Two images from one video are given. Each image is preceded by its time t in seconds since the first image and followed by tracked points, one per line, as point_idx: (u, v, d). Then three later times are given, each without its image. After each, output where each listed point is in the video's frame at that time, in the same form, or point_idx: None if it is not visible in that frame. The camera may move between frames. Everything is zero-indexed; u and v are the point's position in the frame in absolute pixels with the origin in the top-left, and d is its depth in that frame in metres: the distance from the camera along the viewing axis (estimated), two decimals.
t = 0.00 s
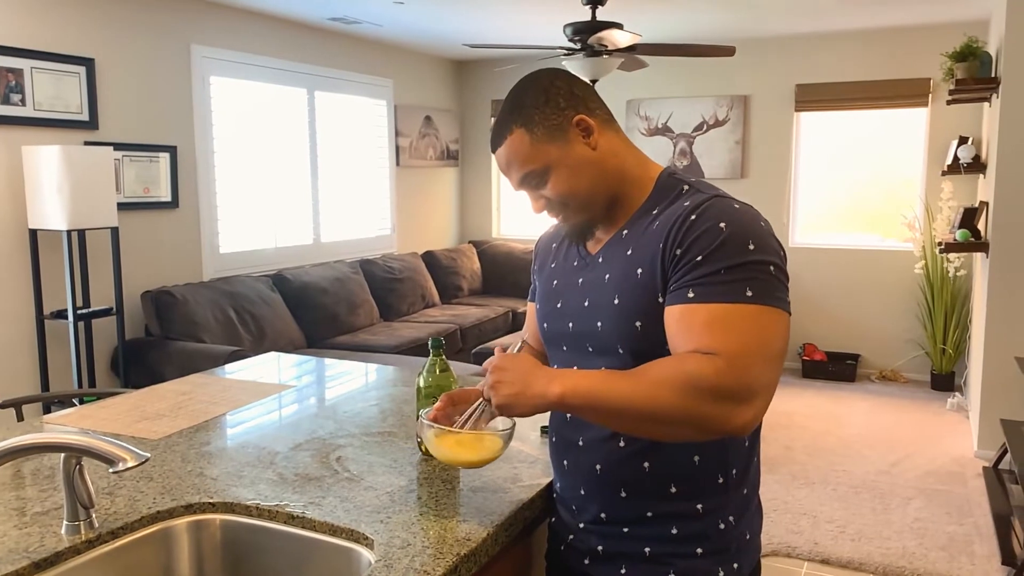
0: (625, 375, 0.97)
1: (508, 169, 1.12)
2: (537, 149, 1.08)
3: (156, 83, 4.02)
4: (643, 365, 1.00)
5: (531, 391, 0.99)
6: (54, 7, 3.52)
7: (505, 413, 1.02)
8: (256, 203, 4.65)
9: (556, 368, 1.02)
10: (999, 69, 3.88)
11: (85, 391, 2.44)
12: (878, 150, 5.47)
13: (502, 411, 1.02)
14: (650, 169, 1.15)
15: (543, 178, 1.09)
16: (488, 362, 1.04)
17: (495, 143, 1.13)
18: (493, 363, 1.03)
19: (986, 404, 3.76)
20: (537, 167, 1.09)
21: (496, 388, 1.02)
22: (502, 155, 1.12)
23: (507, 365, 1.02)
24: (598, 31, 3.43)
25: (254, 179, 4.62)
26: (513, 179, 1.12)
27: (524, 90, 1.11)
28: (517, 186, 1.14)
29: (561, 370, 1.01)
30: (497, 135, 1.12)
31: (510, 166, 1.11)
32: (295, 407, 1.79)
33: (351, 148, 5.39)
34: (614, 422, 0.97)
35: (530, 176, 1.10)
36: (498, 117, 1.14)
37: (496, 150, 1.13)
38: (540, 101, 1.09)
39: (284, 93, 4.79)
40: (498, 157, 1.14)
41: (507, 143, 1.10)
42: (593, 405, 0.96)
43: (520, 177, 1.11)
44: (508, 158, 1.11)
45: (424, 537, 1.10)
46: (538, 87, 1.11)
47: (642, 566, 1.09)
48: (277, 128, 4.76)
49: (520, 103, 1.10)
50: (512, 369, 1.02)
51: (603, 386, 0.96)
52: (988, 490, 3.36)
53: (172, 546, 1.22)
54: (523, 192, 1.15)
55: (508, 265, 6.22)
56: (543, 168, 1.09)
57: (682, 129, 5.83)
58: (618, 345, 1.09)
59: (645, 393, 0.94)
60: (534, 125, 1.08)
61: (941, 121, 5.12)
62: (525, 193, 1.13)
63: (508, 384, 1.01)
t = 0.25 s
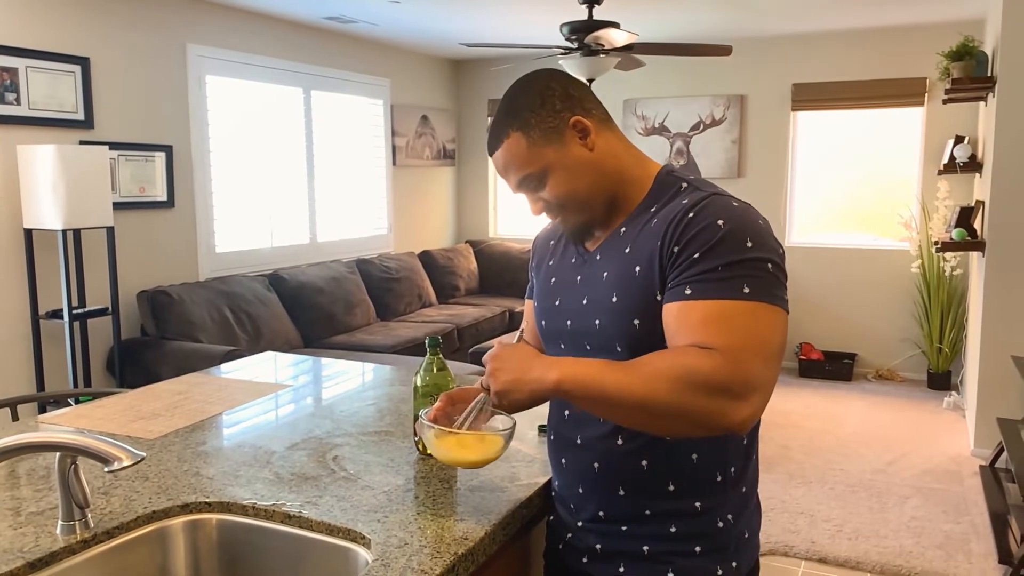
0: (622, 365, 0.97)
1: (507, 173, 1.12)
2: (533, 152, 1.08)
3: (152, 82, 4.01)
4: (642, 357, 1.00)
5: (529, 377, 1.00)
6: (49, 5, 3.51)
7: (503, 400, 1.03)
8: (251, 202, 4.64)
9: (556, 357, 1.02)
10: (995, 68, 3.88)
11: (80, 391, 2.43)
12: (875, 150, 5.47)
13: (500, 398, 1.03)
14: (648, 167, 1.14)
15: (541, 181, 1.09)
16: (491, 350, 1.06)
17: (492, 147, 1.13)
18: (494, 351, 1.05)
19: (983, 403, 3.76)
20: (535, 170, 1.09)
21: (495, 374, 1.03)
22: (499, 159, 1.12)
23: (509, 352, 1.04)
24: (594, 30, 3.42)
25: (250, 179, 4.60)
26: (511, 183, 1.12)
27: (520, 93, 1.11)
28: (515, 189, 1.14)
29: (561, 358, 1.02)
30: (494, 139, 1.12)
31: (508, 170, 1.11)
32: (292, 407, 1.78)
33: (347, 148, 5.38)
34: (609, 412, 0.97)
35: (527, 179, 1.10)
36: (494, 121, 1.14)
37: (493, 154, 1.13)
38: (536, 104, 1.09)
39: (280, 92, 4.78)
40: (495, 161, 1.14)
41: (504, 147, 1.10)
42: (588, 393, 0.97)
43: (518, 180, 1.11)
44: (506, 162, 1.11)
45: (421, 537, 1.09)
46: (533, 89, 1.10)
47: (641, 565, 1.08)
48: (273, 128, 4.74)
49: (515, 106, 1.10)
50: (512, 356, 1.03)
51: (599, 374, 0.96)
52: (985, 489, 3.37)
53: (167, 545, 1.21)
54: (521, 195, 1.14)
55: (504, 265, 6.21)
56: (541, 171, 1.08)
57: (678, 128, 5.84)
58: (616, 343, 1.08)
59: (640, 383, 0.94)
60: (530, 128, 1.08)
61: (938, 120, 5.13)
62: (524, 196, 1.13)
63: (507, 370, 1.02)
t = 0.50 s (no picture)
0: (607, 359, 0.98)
1: (501, 177, 1.12)
2: (528, 156, 1.08)
3: (147, 82, 4.00)
4: (630, 352, 1.00)
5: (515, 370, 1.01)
6: (44, 5, 3.50)
7: (490, 393, 1.04)
8: (247, 202, 4.63)
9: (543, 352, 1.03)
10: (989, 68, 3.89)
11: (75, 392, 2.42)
12: (870, 149, 5.49)
13: (488, 391, 1.04)
14: (642, 166, 1.14)
15: (536, 184, 1.09)
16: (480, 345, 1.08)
17: (486, 152, 1.13)
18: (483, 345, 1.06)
19: (978, 402, 3.77)
20: (530, 173, 1.09)
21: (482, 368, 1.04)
22: (493, 164, 1.12)
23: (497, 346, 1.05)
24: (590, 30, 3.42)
25: (245, 178, 4.60)
26: (506, 186, 1.12)
27: (511, 97, 1.10)
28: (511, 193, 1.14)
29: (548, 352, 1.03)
30: (487, 144, 1.12)
31: (503, 174, 1.11)
32: (287, 407, 1.78)
33: (343, 148, 5.37)
34: (594, 407, 0.97)
35: (522, 183, 1.10)
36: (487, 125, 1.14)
37: (487, 159, 1.13)
38: (528, 107, 1.09)
39: (275, 92, 4.77)
40: (490, 165, 1.13)
41: (498, 152, 1.10)
42: (572, 386, 0.97)
43: (513, 184, 1.11)
44: (500, 166, 1.11)
45: (416, 536, 1.09)
46: (524, 92, 1.10)
47: (638, 563, 1.08)
48: (269, 127, 4.74)
49: (507, 110, 1.09)
50: (499, 350, 1.04)
51: (583, 368, 0.97)
52: (979, 488, 3.38)
53: (161, 546, 1.21)
54: (517, 199, 1.14)
55: (501, 264, 6.22)
56: (535, 174, 1.08)
57: (674, 128, 5.84)
58: (610, 342, 1.09)
59: (624, 377, 0.94)
60: (523, 132, 1.08)
61: (932, 120, 5.14)
62: (519, 199, 1.13)
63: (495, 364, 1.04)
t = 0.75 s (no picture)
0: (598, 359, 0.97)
1: (498, 179, 1.11)
2: (524, 157, 1.07)
3: (142, 81, 3.98)
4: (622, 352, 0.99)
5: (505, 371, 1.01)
6: (39, 4, 3.49)
7: (480, 394, 1.03)
8: (242, 202, 4.62)
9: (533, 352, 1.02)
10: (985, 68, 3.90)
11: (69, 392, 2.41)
12: (866, 149, 5.49)
13: (478, 392, 1.04)
14: (639, 165, 1.14)
15: (533, 185, 1.09)
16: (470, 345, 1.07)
17: (482, 153, 1.12)
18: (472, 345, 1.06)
19: (974, 401, 3.78)
20: (527, 174, 1.08)
21: (471, 369, 1.04)
22: (490, 166, 1.11)
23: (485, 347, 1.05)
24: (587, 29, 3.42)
25: (241, 178, 4.59)
26: (503, 188, 1.11)
27: (506, 98, 1.10)
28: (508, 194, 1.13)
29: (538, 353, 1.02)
30: (483, 145, 1.11)
31: (500, 175, 1.10)
32: (283, 407, 1.77)
33: (339, 147, 5.36)
34: (583, 407, 0.97)
35: (519, 184, 1.09)
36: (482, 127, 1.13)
37: (483, 161, 1.12)
38: (524, 108, 1.08)
39: (271, 91, 4.76)
40: (486, 167, 1.13)
41: (494, 154, 1.09)
42: (562, 387, 0.97)
43: (510, 185, 1.10)
44: (496, 167, 1.10)
45: (412, 536, 1.09)
46: (520, 93, 1.10)
47: (637, 563, 1.08)
48: (265, 127, 4.72)
49: (502, 110, 1.09)
50: (488, 351, 1.04)
51: (573, 368, 0.96)
52: (975, 487, 3.38)
53: (156, 546, 1.20)
54: (514, 200, 1.14)
55: (497, 264, 6.21)
56: (532, 175, 1.08)
57: (670, 128, 5.84)
58: (607, 341, 1.08)
59: (614, 378, 0.94)
60: (519, 133, 1.07)
61: (928, 120, 5.15)
62: (517, 201, 1.12)
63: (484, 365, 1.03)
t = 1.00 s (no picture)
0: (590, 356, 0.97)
1: (495, 177, 1.11)
2: (520, 155, 1.07)
3: (136, 80, 3.97)
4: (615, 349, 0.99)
5: (496, 367, 1.01)
6: (35, 3, 3.48)
7: (472, 390, 1.03)
8: (238, 202, 4.60)
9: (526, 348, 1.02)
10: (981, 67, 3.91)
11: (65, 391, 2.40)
12: (862, 148, 5.50)
13: (470, 388, 1.04)
14: (636, 163, 1.14)
15: (529, 184, 1.08)
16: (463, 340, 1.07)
17: (478, 152, 1.12)
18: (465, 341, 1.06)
19: (970, 400, 3.78)
20: (523, 172, 1.08)
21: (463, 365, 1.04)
22: (486, 164, 1.11)
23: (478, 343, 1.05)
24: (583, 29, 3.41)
25: (237, 178, 4.58)
26: (500, 186, 1.11)
27: (502, 96, 1.10)
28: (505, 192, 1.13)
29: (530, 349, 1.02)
30: (480, 143, 1.11)
31: (496, 173, 1.10)
32: (279, 407, 1.76)
33: (335, 147, 5.36)
34: (575, 404, 0.97)
35: (516, 182, 1.09)
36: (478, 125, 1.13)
37: (480, 159, 1.12)
38: (520, 106, 1.08)
39: (267, 91, 4.75)
40: (483, 165, 1.13)
41: (491, 152, 1.09)
42: (554, 383, 0.97)
43: (507, 183, 1.10)
44: (493, 165, 1.10)
45: (409, 536, 1.08)
46: (516, 91, 1.09)
47: (634, 563, 1.08)
48: (260, 126, 4.71)
49: (499, 109, 1.09)
50: (480, 347, 1.04)
51: (565, 365, 0.96)
52: (971, 485, 3.39)
53: (152, 547, 1.19)
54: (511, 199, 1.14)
55: (494, 264, 6.21)
56: (529, 173, 1.08)
57: (666, 127, 5.85)
58: (603, 340, 1.08)
59: (606, 376, 0.94)
60: (515, 131, 1.07)
61: (924, 119, 5.16)
62: (513, 199, 1.12)
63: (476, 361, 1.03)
